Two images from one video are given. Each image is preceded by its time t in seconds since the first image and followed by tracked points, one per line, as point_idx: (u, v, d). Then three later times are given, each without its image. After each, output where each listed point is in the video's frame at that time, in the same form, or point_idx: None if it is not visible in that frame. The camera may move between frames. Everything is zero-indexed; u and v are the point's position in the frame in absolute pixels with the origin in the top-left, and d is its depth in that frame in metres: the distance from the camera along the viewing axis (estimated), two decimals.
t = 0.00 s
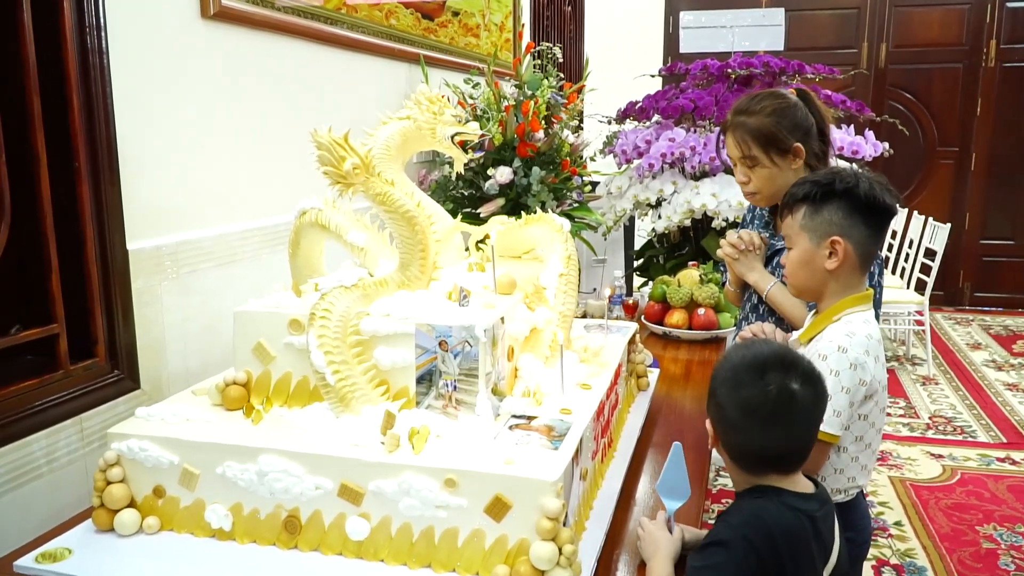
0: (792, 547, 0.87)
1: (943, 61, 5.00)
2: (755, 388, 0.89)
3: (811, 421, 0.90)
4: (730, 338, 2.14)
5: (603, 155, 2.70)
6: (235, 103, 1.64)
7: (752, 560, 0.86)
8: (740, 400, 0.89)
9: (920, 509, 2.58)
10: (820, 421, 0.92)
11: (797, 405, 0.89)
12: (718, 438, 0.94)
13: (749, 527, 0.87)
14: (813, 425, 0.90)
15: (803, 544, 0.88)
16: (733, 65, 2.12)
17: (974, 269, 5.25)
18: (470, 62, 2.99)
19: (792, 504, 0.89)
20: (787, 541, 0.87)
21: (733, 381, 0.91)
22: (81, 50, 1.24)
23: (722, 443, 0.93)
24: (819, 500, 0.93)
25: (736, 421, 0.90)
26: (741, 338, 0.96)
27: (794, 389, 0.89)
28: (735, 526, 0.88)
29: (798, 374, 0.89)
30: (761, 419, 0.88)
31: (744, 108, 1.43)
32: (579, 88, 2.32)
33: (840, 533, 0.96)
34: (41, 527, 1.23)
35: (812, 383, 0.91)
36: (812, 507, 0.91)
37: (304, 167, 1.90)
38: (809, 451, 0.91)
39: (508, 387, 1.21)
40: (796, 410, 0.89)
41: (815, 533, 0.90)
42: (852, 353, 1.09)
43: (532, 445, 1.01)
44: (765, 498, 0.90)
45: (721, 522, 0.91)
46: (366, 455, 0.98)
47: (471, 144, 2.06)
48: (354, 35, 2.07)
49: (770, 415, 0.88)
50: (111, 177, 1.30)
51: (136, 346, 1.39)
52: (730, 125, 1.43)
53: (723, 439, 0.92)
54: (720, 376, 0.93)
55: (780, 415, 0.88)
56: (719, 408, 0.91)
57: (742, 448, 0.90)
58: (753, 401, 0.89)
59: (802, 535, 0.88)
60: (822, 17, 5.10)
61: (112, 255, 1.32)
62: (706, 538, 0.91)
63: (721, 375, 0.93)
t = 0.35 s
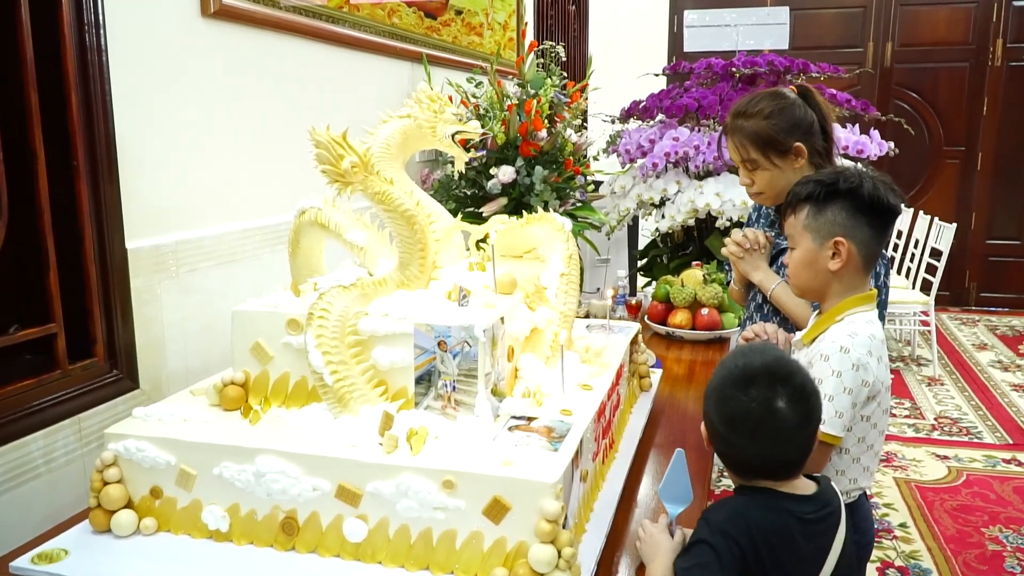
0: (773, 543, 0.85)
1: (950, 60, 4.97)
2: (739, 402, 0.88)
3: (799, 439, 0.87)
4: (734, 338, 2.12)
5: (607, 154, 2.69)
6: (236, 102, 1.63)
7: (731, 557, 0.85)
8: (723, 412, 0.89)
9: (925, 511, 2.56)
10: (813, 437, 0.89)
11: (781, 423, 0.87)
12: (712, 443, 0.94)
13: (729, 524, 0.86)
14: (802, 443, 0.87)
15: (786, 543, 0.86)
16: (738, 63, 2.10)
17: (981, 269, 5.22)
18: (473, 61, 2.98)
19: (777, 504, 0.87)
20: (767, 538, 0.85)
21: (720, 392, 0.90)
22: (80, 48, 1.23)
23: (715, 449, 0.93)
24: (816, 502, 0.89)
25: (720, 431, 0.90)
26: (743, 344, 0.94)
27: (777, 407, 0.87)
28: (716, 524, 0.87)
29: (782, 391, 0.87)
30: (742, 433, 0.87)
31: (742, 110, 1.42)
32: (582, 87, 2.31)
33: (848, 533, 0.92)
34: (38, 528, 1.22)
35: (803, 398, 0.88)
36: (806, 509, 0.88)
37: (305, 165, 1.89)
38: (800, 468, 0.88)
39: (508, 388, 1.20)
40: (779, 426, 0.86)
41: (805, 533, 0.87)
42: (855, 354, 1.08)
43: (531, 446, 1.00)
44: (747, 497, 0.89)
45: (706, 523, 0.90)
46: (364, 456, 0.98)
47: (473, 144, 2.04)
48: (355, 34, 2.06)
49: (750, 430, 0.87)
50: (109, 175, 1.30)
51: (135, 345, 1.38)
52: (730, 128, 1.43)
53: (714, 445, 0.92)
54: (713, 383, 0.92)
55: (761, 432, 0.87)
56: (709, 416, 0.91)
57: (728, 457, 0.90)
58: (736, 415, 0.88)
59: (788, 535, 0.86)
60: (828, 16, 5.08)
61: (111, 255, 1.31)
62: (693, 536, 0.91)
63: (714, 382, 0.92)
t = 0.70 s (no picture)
0: (751, 541, 0.85)
1: (955, 60, 4.95)
2: (715, 407, 0.87)
3: (776, 445, 0.86)
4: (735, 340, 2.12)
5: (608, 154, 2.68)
6: (232, 103, 1.63)
7: (710, 555, 0.84)
8: (699, 416, 0.88)
9: (928, 513, 2.55)
10: (793, 441, 0.87)
11: (755, 429, 0.86)
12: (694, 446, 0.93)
13: (707, 522, 0.86)
14: (779, 448, 0.86)
15: (765, 542, 0.85)
16: (739, 64, 2.09)
17: (986, 269, 5.19)
18: (474, 61, 2.98)
19: (756, 503, 0.86)
20: (745, 537, 0.85)
21: (697, 397, 0.89)
22: (73, 50, 1.23)
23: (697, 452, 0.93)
24: (800, 503, 0.88)
25: (699, 435, 0.89)
26: (723, 347, 0.93)
27: (752, 413, 0.86)
28: (695, 523, 0.87)
29: (758, 396, 0.86)
30: (718, 438, 0.87)
31: (741, 111, 1.41)
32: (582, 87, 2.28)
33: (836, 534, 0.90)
34: (32, 530, 1.22)
35: (780, 403, 0.86)
36: (788, 508, 0.87)
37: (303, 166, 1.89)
38: (780, 472, 0.87)
39: (501, 391, 1.19)
40: (755, 432, 0.85)
41: (786, 533, 0.86)
42: (852, 355, 1.07)
43: (522, 450, 0.99)
44: (727, 495, 0.88)
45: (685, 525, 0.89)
46: (354, 459, 0.97)
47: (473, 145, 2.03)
48: (354, 34, 2.06)
49: (726, 436, 0.86)
50: (103, 177, 1.29)
51: (130, 347, 1.38)
52: (728, 129, 1.42)
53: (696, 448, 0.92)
54: (692, 387, 0.91)
55: (736, 437, 0.86)
56: (688, 420, 0.91)
57: (709, 461, 0.90)
58: (712, 420, 0.87)
59: (768, 534, 0.85)
60: (831, 16, 5.06)
61: (105, 256, 1.31)
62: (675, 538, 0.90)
63: (693, 386, 0.91)
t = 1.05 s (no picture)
0: (737, 544, 0.83)
1: (957, 60, 4.93)
2: (691, 413, 0.86)
3: (755, 448, 0.84)
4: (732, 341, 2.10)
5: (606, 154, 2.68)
6: (223, 101, 1.62)
7: (695, 558, 0.83)
8: (676, 423, 0.88)
9: (927, 515, 2.53)
10: (774, 443, 0.86)
11: (733, 433, 0.84)
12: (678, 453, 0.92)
13: (691, 525, 0.85)
14: (759, 451, 0.84)
15: (751, 544, 0.84)
16: (738, 63, 2.06)
17: (988, 270, 5.17)
18: (472, 60, 2.97)
19: (741, 506, 0.85)
20: (731, 539, 0.84)
21: (674, 403, 0.88)
22: (60, 48, 1.22)
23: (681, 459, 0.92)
24: (786, 505, 0.86)
25: (678, 442, 0.88)
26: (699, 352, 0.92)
27: (727, 418, 0.85)
28: (681, 527, 0.86)
29: (733, 401, 0.85)
30: (696, 445, 0.86)
31: (735, 110, 1.40)
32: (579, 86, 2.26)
33: (825, 537, 0.89)
34: (18, 531, 1.21)
35: (758, 406, 0.85)
36: (775, 511, 0.86)
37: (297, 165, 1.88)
38: (762, 476, 0.85)
39: (491, 392, 1.19)
40: (732, 436, 0.84)
41: (772, 536, 0.85)
42: (845, 355, 1.05)
43: (509, 452, 0.98)
44: (714, 499, 0.87)
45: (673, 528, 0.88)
46: (338, 461, 0.96)
47: (470, 143, 2.04)
48: (348, 33, 2.05)
49: (703, 441, 0.85)
50: (91, 176, 1.28)
51: (119, 347, 1.37)
52: (722, 129, 1.41)
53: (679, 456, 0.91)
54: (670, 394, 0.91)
55: (714, 443, 0.85)
56: (667, 428, 0.90)
57: (690, 468, 0.89)
58: (689, 427, 0.86)
59: (753, 536, 0.84)
60: (833, 15, 5.04)
61: (93, 255, 1.30)
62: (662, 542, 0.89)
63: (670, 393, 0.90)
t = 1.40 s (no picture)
0: (741, 540, 0.82)
1: (959, 58, 4.92)
2: (690, 403, 0.85)
3: (755, 435, 0.84)
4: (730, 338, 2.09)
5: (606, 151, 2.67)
6: (217, 97, 1.61)
7: (697, 555, 0.82)
8: (676, 415, 0.86)
9: (927, 514, 2.52)
10: (774, 431, 0.85)
11: (733, 421, 0.84)
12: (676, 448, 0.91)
13: (694, 521, 0.84)
14: (759, 438, 0.84)
15: (753, 542, 0.82)
16: (737, 60, 2.04)
17: (990, 269, 5.15)
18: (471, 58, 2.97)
19: (744, 502, 0.84)
20: (734, 537, 0.82)
21: (672, 396, 0.87)
22: (51, 41, 1.21)
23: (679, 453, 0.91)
24: (787, 502, 0.85)
25: (677, 434, 0.87)
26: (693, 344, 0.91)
27: (728, 406, 0.84)
28: (684, 523, 0.84)
29: (732, 388, 0.84)
30: (697, 435, 0.85)
31: (733, 103, 1.38)
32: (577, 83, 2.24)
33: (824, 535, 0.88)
34: (8, 526, 1.21)
35: (757, 393, 0.84)
36: (777, 505, 0.84)
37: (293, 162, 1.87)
38: (763, 465, 0.85)
39: (483, 387, 1.18)
40: (733, 424, 0.84)
41: (774, 534, 0.84)
42: (839, 350, 1.04)
43: (500, 446, 0.98)
44: (717, 494, 0.86)
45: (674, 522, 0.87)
46: (327, 455, 0.95)
47: (467, 140, 2.02)
48: (344, 29, 2.04)
49: (704, 432, 0.84)
50: (83, 170, 1.27)
51: (111, 343, 1.36)
52: (720, 122, 1.40)
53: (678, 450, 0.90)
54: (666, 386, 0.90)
55: (715, 432, 0.84)
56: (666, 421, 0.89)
57: (689, 460, 0.88)
58: (688, 417, 0.85)
59: (756, 533, 0.83)
60: (834, 13, 5.02)
61: (85, 250, 1.29)
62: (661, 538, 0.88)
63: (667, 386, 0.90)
